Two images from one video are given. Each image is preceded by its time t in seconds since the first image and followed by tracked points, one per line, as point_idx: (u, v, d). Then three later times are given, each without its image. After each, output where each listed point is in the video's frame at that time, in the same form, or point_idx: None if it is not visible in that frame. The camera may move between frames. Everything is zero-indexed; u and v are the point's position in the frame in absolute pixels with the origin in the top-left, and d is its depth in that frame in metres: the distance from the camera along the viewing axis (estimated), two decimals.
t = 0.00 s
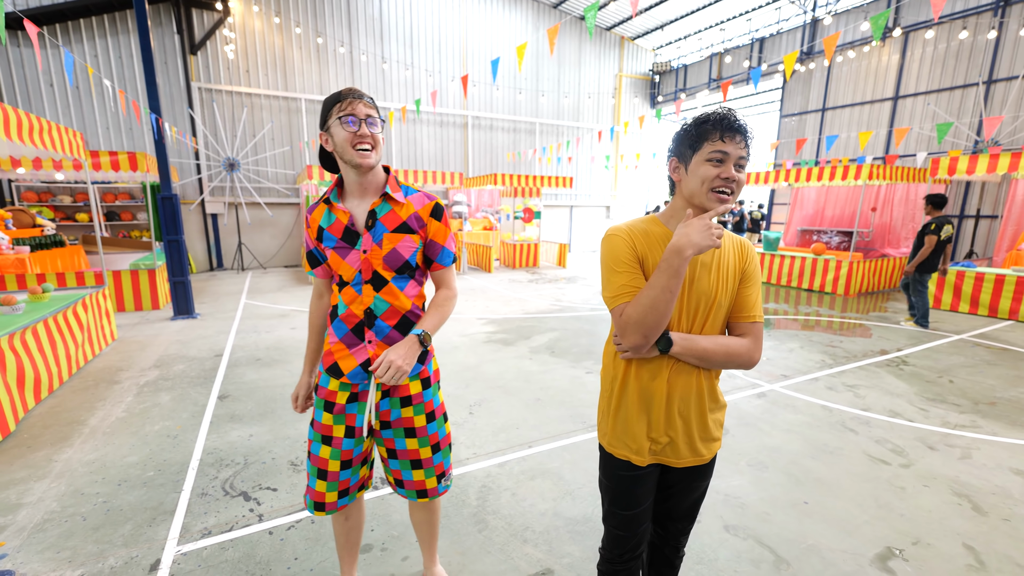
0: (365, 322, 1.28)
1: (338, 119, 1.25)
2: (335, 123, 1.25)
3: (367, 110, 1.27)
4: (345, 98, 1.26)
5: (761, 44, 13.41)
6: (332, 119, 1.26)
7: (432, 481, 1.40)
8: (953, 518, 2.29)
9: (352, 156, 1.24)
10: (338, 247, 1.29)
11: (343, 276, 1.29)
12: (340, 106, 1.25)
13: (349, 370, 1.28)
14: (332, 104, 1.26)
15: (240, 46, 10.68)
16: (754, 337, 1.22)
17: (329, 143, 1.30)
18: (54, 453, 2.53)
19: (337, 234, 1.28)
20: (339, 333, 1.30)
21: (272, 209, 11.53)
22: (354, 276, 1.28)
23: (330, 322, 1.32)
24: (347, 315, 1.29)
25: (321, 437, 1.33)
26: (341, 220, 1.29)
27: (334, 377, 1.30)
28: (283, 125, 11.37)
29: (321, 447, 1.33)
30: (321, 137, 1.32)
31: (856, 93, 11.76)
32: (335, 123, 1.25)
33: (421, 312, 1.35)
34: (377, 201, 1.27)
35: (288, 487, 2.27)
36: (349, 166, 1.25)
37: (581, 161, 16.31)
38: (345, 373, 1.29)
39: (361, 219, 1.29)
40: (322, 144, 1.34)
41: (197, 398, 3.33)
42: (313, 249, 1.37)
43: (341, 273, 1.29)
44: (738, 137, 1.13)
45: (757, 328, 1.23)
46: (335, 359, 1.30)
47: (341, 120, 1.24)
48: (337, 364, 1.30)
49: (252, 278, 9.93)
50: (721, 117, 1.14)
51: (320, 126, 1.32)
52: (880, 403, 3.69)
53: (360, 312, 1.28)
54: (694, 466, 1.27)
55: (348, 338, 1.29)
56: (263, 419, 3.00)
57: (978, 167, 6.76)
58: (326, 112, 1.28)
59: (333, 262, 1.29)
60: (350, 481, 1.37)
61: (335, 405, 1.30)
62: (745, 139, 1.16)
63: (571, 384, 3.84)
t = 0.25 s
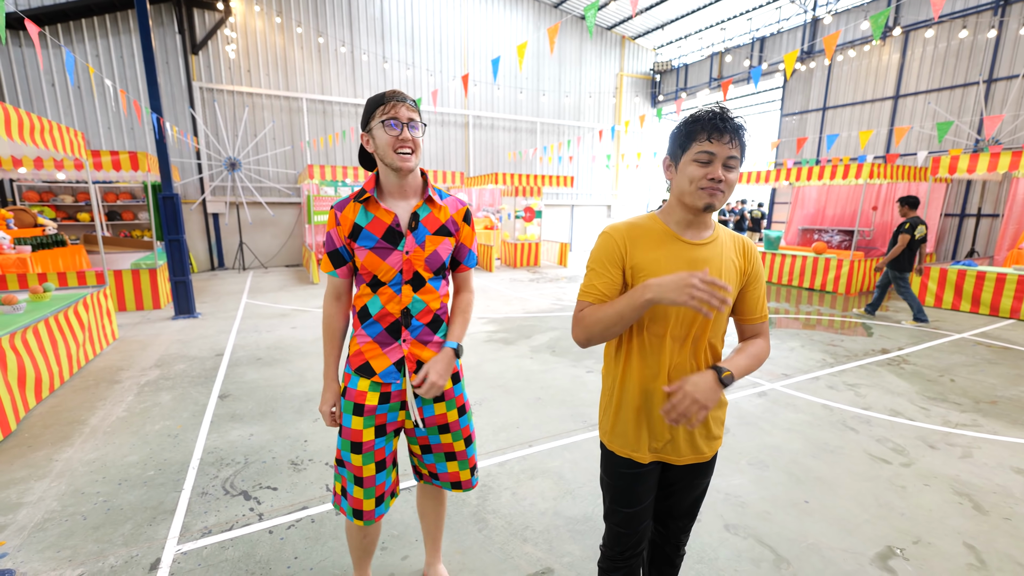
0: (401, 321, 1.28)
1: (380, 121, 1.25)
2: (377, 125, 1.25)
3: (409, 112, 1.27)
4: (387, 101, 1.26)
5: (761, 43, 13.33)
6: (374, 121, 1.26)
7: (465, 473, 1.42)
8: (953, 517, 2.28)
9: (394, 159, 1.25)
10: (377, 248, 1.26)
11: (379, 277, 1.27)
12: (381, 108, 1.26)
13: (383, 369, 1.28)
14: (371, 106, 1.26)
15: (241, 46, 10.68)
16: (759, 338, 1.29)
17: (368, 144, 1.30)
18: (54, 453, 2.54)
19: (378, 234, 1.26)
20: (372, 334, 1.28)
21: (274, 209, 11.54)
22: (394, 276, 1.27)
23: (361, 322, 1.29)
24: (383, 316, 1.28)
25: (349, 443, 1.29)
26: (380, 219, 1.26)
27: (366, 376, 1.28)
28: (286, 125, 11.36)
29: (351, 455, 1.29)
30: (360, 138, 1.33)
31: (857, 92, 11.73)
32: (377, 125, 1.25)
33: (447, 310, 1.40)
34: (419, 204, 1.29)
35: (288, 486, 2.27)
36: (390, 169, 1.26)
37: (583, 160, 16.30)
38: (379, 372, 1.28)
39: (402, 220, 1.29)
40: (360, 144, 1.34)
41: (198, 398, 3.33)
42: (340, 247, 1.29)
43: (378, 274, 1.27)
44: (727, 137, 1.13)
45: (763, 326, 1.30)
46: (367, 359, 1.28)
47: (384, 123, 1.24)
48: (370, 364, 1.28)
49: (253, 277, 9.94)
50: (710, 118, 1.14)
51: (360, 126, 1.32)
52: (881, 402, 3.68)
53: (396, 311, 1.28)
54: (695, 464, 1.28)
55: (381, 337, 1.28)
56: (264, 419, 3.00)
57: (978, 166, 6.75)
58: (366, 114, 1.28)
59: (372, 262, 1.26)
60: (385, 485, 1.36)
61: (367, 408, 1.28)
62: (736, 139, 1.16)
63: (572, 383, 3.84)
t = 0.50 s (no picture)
0: (420, 322, 1.25)
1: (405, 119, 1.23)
2: (401, 123, 1.23)
3: (433, 112, 1.25)
4: (412, 98, 1.24)
5: (761, 43, 13.27)
6: (398, 117, 1.24)
7: (474, 475, 1.42)
8: (953, 515, 2.28)
9: (417, 159, 1.24)
10: (399, 246, 1.22)
11: (399, 276, 1.22)
12: (406, 104, 1.23)
13: (401, 373, 1.23)
14: (395, 100, 1.24)
15: (242, 46, 10.68)
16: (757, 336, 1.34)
17: (389, 140, 1.27)
18: (54, 453, 2.54)
19: (400, 231, 1.22)
20: (391, 335, 1.23)
21: (275, 208, 11.54)
22: (414, 275, 1.23)
23: (376, 325, 1.23)
24: (402, 316, 1.23)
25: (371, 452, 1.21)
26: (400, 217, 1.23)
27: (384, 381, 1.21)
28: (286, 125, 11.37)
29: (374, 465, 1.21)
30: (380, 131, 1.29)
31: (857, 92, 11.70)
32: (402, 124, 1.23)
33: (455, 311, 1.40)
34: (439, 202, 1.30)
35: (289, 485, 2.27)
36: (410, 169, 1.25)
37: (584, 159, 16.28)
38: (397, 376, 1.22)
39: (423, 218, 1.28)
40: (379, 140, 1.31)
41: (199, 397, 3.33)
42: (349, 244, 1.18)
43: (398, 273, 1.22)
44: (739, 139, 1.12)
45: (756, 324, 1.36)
46: (384, 362, 1.22)
47: (409, 121, 1.23)
48: (387, 368, 1.22)
49: (255, 277, 9.94)
50: (722, 120, 1.13)
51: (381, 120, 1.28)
52: (881, 400, 3.67)
53: (415, 311, 1.24)
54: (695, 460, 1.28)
55: (398, 339, 1.23)
56: (264, 419, 3.00)
57: (978, 165, 6.72)
58: (389, 107, 1.25)
59: (392, 260, 1.21)
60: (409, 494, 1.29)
61: (390, 411, 1.22)
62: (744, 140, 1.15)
63: (573, 382, 3.84)
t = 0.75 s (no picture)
0: (435, 336, 1.17)
1: (440, 122, 1.10)
2: (437, 126, 1.10)
3: (459, 116, 1.16)
4: (442, 99, 1.11)
5: (762, 43, 13.26)
6: (429, 117, 1.09)
7: (479, 482, 1.41)
8: (951, 512, 2.27)
9: (447, 168, 1.14)
10: (413, 260, 1.10)
11: (412, 293, 1.11)
12: (438, 104, 1.10)
13: (418, 394, 1.14)
14: (427, 98, 1.08)
15: (243, 45, 10.68)
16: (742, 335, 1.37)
17: (410, 140, 1.09)
18: (54, 454, 2.54)
19: (412, 244, 1.10)
20: (404, 356, 1.13)
21: (276, 208, 11.53)
22: (429, 289, 1.14)
23: (387, 347, 1.11)
24: (415, 333, 1.14)
25: (389, 486, 1.14)
26: (412, 230, 1.10)
27: (402, 405, 1.13)
28: (287, 124, 11.38)
29: (392, 499, 1.15)
30: (398, 127, 1.08)
31: (856, 91, 11.67)
32: (433, 126, 1.09)
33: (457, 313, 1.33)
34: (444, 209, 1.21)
35: (289, 486, 2.27)
36: (434, 178, 1.13)
37: (585, 159, 16.28)
38: (415, 398, 1.14)
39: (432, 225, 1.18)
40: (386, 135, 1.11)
41: (199, 398, 3.33)
42: (355, 263, 1.01)
43: (411, 289, 1.11)
44: (738, 139, 1.11)
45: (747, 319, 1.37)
46: (399, 385, 1.12)
47: (443, 125, 1.11)
48: (403, 390, 1.12)
49: (256, 277, 9.94)
50: (719, 119, 1.12)
51: (398, 112, 1.07)
52: (881, 398, 3.66)
53: (428, 326, 1.16)
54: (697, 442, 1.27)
55: (412, 357, 1.14)
56: (265, 419, 2.99)
57: (976, 164, 6.67)
58: (416, 102, 1.07)
59: (406, 276, 1.09)
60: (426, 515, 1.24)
61: (407, 437, 1.15)
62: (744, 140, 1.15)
63: (575, 381, 3.83)
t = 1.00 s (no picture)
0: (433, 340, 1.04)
1: (425, 103, 0.95)
2: (422, 108, 0.95)
3: (445, 97, 1.02)
4: (426, 76, 0.97)
5: (762, 44, 13.21)
6: (413, 98, 0.94)
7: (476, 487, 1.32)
8: (950, 508, 2.25)
9: (433, 155, 1.00)
10: (416, 258, 0.96)
11: (415, 296, 0.97)
12: (423, 83, 0.95)
13: (423, 406, 1.01)
14: (409, 75, 0.93)
15: (245, 44, 10.67)
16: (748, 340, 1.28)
17: (390, 125, 0.94)
18: (50, 455, 2.52)
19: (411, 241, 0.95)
20: (405, 367, 0.98)
21: (278, 208, 11.51)
22: (426, 290, 0.99)
23: (386, 360, 0.95)
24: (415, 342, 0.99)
25: (400, 511, 1.03)
26: (408, 225, 0.97)
27: (408, 421, 0.99)
28: (288, 123, 11.36)
29: (406, 524, 1.04)
30: (374, 111, 0.93)
31: (855, 92, 11.62)
32: (417, 111, 0.95)
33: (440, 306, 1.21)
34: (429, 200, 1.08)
35: (289, 486, 2.25)
36: (419, 167, 1.00)
37: (588, 158, 16.25)
38: (420, 411, 1.01)
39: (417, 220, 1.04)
40: (362, 119, 0.95)
41: (198, 397, 3.31)
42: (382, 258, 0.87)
43: (414, 292, 0.96)
44: (702, 135, 1.12)
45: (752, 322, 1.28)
46: (402, 401, 0.98)
47: (429, 107, 0.96)
48: (407, 405, 0.98)
49: (256, 276, 9.94)
50: (686, 117, 1.14)
51: (374, 93, 0.92)
52: (881, 395, 3.64)
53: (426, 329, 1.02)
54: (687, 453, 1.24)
55: (414, 367, 0.99)
56: (264, 418, 2.98)
57: (975, 164, 6.59)
58: (397, 81, 0.92)
59: (407, 278, 0.94)
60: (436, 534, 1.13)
61: (417, 454, 1.03)
62: (720, 132, 1.13)
63: (575, 380, 3.81)
